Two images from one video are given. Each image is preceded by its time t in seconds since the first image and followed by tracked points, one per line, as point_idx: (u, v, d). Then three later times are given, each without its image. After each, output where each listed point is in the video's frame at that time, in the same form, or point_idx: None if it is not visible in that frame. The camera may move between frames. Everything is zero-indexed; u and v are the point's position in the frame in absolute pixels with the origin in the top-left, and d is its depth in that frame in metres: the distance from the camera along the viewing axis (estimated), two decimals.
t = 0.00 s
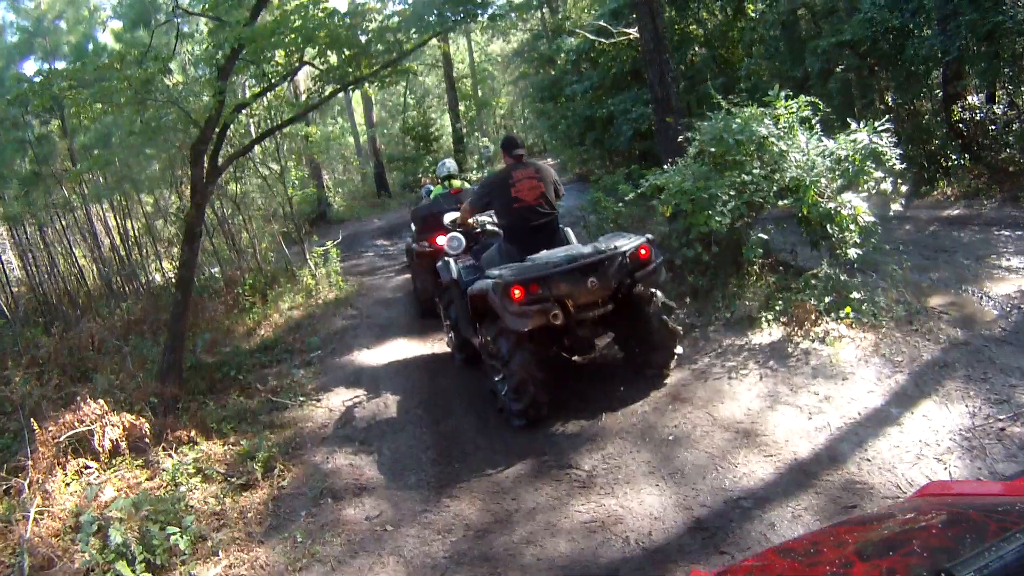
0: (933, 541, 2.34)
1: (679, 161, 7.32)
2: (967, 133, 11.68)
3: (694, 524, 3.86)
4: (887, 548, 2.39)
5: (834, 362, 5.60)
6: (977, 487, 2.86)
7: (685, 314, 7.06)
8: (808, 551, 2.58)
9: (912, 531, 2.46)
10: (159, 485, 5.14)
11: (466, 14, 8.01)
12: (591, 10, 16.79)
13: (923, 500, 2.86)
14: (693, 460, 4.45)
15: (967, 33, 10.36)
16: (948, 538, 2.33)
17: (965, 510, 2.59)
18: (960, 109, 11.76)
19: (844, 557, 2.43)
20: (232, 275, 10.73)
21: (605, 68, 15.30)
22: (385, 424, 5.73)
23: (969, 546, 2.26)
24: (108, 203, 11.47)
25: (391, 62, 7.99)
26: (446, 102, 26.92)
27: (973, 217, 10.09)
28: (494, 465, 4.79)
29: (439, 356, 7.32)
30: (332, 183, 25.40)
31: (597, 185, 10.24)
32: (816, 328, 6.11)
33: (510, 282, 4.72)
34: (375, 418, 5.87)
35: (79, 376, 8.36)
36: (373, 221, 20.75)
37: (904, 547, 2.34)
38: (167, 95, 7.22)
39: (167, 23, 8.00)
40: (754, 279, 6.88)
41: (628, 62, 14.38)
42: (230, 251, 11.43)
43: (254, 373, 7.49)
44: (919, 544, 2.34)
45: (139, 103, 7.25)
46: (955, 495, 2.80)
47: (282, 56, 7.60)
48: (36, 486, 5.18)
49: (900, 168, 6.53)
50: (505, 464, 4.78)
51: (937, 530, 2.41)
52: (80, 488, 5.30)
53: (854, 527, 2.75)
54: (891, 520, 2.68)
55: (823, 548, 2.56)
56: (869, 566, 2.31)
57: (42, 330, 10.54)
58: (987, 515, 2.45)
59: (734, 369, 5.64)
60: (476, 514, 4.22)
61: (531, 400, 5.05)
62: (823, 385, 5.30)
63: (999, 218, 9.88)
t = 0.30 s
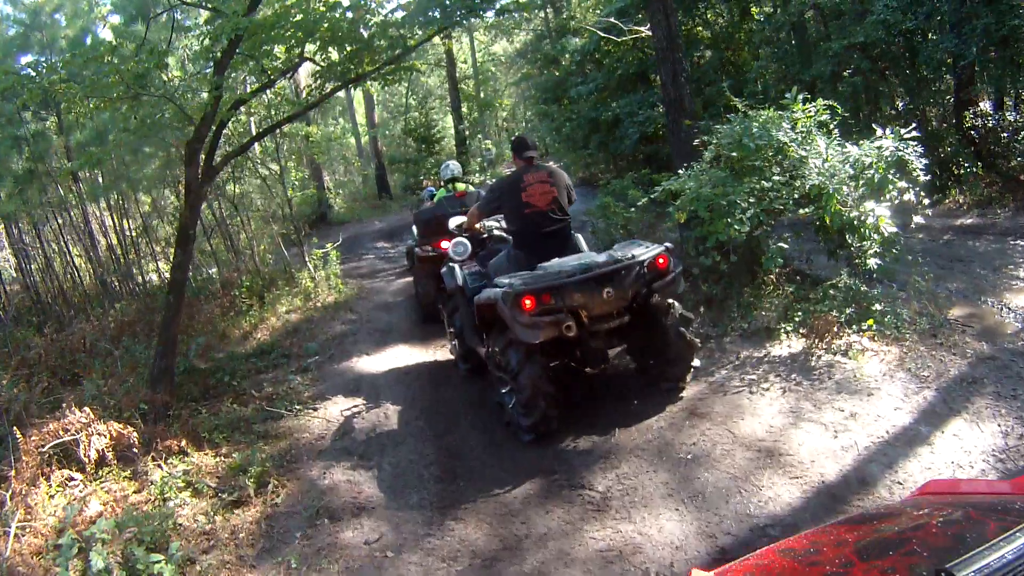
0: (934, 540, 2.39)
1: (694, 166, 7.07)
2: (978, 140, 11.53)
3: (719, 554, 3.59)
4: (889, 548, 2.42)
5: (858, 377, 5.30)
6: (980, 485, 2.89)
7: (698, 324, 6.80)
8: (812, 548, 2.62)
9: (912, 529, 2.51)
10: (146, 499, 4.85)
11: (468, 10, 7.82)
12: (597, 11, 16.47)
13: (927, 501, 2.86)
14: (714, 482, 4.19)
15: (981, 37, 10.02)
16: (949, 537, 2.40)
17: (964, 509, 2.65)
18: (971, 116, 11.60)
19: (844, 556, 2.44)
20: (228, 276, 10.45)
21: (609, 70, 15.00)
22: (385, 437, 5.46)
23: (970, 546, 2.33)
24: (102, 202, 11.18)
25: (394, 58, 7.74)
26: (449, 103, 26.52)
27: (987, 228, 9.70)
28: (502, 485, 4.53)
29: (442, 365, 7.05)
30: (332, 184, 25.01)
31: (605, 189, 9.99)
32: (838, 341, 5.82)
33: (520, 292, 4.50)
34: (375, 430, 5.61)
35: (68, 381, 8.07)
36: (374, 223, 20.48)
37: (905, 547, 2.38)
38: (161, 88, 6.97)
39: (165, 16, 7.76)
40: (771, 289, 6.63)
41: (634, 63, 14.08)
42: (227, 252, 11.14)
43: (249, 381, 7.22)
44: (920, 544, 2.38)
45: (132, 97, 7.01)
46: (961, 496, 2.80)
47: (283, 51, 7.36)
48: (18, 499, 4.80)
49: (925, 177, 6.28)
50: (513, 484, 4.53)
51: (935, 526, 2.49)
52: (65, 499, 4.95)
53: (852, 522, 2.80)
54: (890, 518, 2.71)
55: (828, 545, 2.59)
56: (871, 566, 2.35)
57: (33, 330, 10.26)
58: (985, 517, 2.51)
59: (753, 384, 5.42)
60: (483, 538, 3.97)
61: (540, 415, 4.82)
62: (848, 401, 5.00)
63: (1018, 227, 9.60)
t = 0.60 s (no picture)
0: (932, 539, 2.17)
1: (705, 167, 6.92)
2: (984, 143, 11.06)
3: None
4: (887, 549, 2.19)
5: (874, 388, 5.09)
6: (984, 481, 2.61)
7: (707, 330, 6.65)
8: (806, 547, 2.40)
9: (911, 527, 2.28)
10: (136, 508, 4.67)
11: (473, 5, 7.63)
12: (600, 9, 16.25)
13: (923, 499, 2.61)
14: (729, 498, 4.04)
15: (990, 40, 9.72)
16: (947, 537, 2.16)
17: (968, 506, 2.39)
18: (978, 119, 11.07)
19: (839, 559, 2.21)
20: (226, 276, 10.27)
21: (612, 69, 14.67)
22: (386, 446, 5.30)
23: (970, 545, 2.11)
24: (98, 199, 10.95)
25: (396, 55, 7.55)
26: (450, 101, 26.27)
27: (996, 232, 9.42)
28: (507, 499, 4.38)
29: (444, 370, 6.88)
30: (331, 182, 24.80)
31: (610, 190, 9.82)
32: (852, 349, 5.64)
33: (527, 298, 4.34)
34: (375, 439, 5.45)
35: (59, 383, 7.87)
36: (373, 221, 20.28)
37: (903, 546, 2.17)
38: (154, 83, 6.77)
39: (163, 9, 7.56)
40: (782, 294, 6.48)
41: (638, 64, 13.89)
42: (225, 251, 10.96)
43: (245, 385, 7.04)
44: (919, 544, 2.17)
45: (127, 92, 6.79)
46: (960, 494, 2.54)
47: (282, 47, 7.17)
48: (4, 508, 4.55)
49: (940, 181, 6.10)
50: (518, 497, 4.38)
51: (934, 525, 2.26)
52: (53, 508, 4.71)
53: (846, 522, 2.55)
54: (887, 516, 2.47)
55: (823, 544, 2.37)
56: (870, 566, 2.14)
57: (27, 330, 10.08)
58: (986, 515, 2.27)
59: (766, 394, 5.28)
60: (488, 556, 3.82)
61: (548, 425, 4.70)
62: (865, 413, 4.81)
63: None
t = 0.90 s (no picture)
0: (933, 539, 2.10)
1: (709, 168, 6.85)
2: (988, 147, 10.79)
3: None
4: (887, 550, 2.12)
5: (881, 392, 5.01)
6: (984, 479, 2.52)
7: (712, 332, 6.58)
8: (806, 547, 2.32)
9: (912, 527, 2.21)
10: (133, 511, 4.61)
11: (477, 3, 7.49)
12: (602, 9, 16.17)
13: (924, 499, 2.51)
14: (736, 504, 3.98)
15: (995, 41, 9.67)
16: (947, 538, 2.09)
17: (967, 505, 2.31)
18: (982, 121, 10.84)
19: (838, 560, 2.14)
20: (225, 275, 10.21)
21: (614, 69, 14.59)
22: (387, 449, 5.24)
23: (972, 545, 2.04)
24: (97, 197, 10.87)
25: (397, 53, 7.48)
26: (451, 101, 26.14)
27: (1000, 234, 9.33)
28: (509, 504, 4.31)
29: (445, 372, 6.82)
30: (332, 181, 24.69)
31: (613, 191, 9.74)
32: (858, 352, 5.56)
33: (532, 300, 4.29)
34: (376, 441, 5.39)
35: (57, 384, 7.80)
36: (373, 221, 20.19)
37: (904, 546, 2.10)
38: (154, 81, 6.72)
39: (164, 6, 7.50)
40: (787, 297, 6.42)
41: (640, 63, 13.95)
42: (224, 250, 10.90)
43: (244, 387, 6.97)
44: (920, 544, 2.10)
45: (126, 89, 6.72)
46: (962, 493, 2.43)
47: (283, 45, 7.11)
48: None
49: (947, 182, 6.02)
50: (520, 502, 4.31)
51: (935, 525, 2.19)
52: (50, 510, 4.64)
53: (846, 521, 2.47)
54: (888, 516, 2.38)
55: (823, 544, 2.29)
56: (871, 566, 2.07)
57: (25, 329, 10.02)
58: (987, 514, 2.19)
59: (772, 398, 5.22)
60: (490, 562, 3.75)
61: (552, 429, 4.64)
62: (872, 418, 4.74)
63: None
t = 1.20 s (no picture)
0: (932, 539, 2.12)
1: (709, 172, 6.88)
2: (988, 150, 10.75)
3: None
4: (887, 550, 2.14)
5: (880, 396, 5.03)
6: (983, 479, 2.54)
7: (712, 336, 6.60)
8: (806, 547, 2.33)
9: (912, 527, 2.24)
10: (136, 516, 4.63)
11: (476, 8, 7.58)
12: (602, 14, 16.22)
13: (924, 499, 2.53)
14: (735, 508, 4.00)
15: (994, 43, 9.73)
16: (947, 538, 2.11)
17: (967, 506, 2.33)
18: (982, 123, 10.80)
19: (838, 560, 2.16)
20: (226, 280, 10.24)
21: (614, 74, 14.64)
22: (387, 454, 5.26)
23: (972, 545, 2.06)
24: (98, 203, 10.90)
25: (397, 59, 7.51)
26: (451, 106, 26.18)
27: (1000, 237, 9.34)
28: (510, 508, 4.33)
29: (446, 377, 6.84)
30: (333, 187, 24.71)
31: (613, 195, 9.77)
32: (858, 356, 5.58)
33: (532, 306, 4.31)
34: (378, 446, 5.41)
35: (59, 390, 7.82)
36: (374, 226, 20.21)
37: (903, 547, 2.12)
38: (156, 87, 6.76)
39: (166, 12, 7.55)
40: (786, 301, 6.45)
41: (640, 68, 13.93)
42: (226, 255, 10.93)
43: (246, 392, 6.99)
44: (919, 544, 2.12)
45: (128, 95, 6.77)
46: (961, 494, 2.45)
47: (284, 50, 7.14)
48: (3, 515, 4.50)
49: (945, 185, 6.04)
50: (521, 506, 4.34)
51: (934, 525, 2.21)
52: (52, 515, 4.64)
53: (847, 522, 2.49)
54: (888, 516, 2.41)
55: (823, 544, 2.31)
56: (871, 567, 2.09)
57: (27, 335, 10.05)
58: (987, 514, 2.22)
59: (771, 402, 5.24)
60: (491, 566, 3.77)
61: (552, 434, 4.66)
62: (872, 421, 4.76)
63: None
